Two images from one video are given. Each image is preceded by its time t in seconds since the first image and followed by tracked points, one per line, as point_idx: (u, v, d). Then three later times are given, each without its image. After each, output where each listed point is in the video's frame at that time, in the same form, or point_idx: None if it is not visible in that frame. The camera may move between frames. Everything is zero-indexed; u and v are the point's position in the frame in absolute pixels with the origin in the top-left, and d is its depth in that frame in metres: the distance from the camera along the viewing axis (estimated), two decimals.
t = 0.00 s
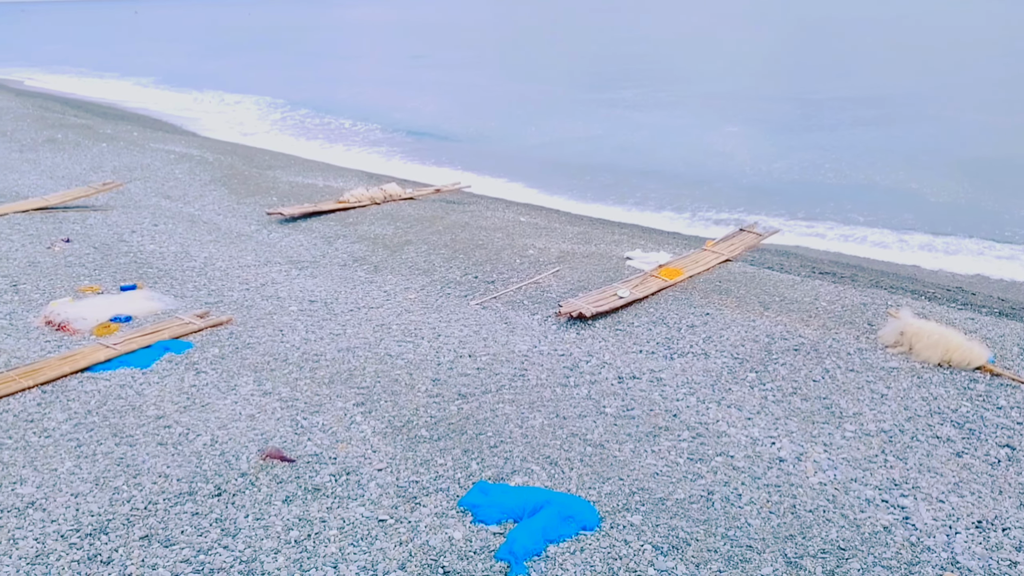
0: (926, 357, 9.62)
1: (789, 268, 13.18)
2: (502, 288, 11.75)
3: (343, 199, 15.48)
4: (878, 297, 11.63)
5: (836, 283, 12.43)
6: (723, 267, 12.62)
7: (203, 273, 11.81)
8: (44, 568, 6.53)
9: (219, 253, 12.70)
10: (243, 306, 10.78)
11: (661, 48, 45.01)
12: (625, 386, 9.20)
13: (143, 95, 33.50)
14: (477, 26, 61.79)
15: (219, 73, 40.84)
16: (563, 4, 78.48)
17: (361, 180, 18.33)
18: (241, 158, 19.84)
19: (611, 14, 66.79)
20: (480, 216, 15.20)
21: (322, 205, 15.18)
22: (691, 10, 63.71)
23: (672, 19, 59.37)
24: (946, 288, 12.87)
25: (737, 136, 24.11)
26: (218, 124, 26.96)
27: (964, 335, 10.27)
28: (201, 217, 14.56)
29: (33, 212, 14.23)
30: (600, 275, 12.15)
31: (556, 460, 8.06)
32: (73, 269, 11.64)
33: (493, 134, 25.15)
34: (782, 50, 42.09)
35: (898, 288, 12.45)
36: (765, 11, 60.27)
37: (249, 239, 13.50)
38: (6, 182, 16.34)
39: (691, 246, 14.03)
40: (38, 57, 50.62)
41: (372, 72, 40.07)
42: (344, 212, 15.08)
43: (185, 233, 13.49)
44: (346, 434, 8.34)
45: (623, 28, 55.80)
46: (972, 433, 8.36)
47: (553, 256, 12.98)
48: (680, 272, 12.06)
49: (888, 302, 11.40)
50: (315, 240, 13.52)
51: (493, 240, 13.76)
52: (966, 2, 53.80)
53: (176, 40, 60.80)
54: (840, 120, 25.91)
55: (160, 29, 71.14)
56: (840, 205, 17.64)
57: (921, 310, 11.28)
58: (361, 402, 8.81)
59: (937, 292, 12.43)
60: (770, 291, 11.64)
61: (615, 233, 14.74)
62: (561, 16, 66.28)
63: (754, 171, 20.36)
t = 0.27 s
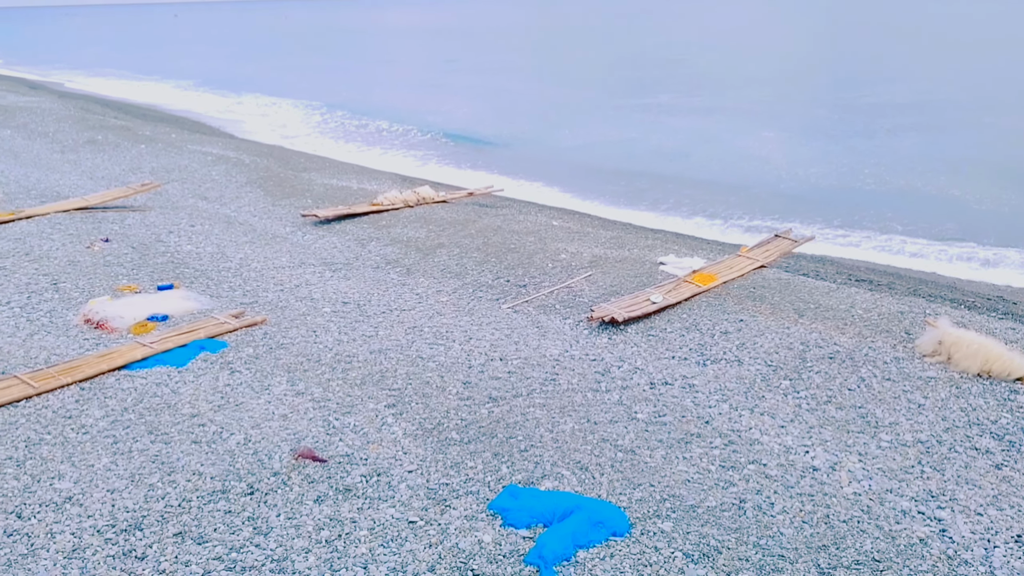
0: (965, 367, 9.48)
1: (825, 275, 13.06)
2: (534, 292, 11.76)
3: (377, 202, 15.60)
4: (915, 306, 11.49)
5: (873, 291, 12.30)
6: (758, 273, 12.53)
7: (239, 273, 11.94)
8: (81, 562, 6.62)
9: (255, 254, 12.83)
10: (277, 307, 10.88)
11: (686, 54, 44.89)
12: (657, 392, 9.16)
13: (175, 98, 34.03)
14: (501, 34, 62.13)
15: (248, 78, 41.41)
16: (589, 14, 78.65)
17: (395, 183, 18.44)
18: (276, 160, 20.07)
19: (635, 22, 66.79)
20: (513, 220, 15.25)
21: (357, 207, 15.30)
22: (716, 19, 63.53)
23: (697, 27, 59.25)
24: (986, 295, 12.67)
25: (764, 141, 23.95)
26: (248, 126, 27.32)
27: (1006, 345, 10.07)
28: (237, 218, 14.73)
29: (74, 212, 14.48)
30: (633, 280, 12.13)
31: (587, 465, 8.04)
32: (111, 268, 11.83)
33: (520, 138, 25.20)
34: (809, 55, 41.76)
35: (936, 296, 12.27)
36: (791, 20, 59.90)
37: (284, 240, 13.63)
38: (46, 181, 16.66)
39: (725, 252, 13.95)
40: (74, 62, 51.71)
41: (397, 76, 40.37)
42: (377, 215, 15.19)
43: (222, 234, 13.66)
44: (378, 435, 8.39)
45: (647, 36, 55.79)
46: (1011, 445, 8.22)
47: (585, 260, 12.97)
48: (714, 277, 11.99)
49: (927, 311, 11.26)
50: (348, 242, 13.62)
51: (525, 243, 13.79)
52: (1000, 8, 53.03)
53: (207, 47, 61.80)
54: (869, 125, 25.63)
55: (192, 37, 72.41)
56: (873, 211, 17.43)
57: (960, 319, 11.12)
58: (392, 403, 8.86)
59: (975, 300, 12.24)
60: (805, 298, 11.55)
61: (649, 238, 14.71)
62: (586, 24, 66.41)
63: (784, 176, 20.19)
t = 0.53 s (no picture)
0: (1003, 378, 9.31)
1: (858, 282, 12.91)
2: (565, 296, 11.75)
3: (408, 205, 15.68)
4: (952, 315, 11.32)
5: (908, 299, 12.13)
6: (791, 279, 12.42)
7: (272, 275, 12.06)
8: (115, 558, 6.68)
9: (288, 255, 12.95)
10: (310, 308, 10.97)
11: (711, 60, 44.72)
12: (688, 399, 9.11)
13: (203, 100, 34.49)
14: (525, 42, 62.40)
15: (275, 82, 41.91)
16: (613, 23, 78.80)
17: (427, 186, 18.51)
18: (310, 163, 20.26)
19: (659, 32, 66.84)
20: (543, 224, 15.25)
21: (388, 209, 15.39)
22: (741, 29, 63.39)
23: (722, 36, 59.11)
24: None
25: (791, 147, 23.76)
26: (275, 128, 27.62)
27: None
28: (271, 220, 14.88)
29: (111, 212, 14.71)
30: (664, 285, 12.08)
31: (617, 471, 8.01)
32: (148, 268, 12.00)
33: (546, 142, 25.24)
34: (835, 61, 41.41)
35: (973, 305, 12.08)
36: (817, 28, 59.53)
37: (317, 242, 13.74)
38: (85, 181, 16.94)
39: (757, 258, 13.84)
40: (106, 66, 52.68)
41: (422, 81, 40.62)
42: (409, 218, 15.27)
43: (255, 236, 13.80)
44: (407, 438, 8.41)
45: (671, 44, 55.73)
46: None
47: (616, 265, 12.94)
48: (747, 284, 11.91)
49: (964, 320, 11.08)
50: (380, 245, 13.71)
51: (556, 247, 13.79)
52: None
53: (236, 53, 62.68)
54: (898, 131, 25.32)
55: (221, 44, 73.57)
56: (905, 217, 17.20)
57: (998, 329, 10.93)
58: (423, 406, 8.88)
59: (1014, 309, 12.02)
60: (839, 306, 11.43)
61: (680, 243, 14.64)
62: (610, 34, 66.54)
63: (813, 182, 20.01)
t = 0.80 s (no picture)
0: None
1: (892, 290, 12.75)
2: (594, 301, 11.73)
3: (438, 209, 15.75)
4: (988, 325, 11.14)
5: (943, 308, 11.96)
6: (824, 287, 12.30)
7: (303, 277, 12.16)
8: (146, 556, 6.73)
9: (319, 258, 13.05)
10: (340, 311, 11.05)
11: (735, 67, 44.52)
12: (718, 406, 9.04)
13: (231, 104, 34.93)
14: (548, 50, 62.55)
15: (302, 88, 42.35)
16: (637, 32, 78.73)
17: (457, 191, 18.55)
18: (341, 167, 20.41)
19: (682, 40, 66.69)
20: (572, 229, 15.25)
21: (418, 213, 15.46)
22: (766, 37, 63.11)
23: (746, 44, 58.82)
24: None
25: (817, 154, 23.56)
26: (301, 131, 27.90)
27: None
28: (303, 223, 15.01)
29: (147, 214, 14.92)
30: (694, 292, 12.01)
31: (645, 478, 7.96)
32: (181, 269, 12.15)
33: (571, 147, 25.25)
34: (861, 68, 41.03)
35: (1010, 314, 11.86)
36: (843, 36, 59.05)
37: (347, 245, 13.84)
38: (120, 184, 17.22)
39: (789, 264, 13.72)
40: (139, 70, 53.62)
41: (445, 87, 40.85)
42: (438, 221, 15.33)
43: (287, 239, 13.94)
44: (435, 441, 8.43)
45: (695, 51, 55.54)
46: None
47: (645, 271, 12.90)
48: (778, 291, 11.81)
49: (1000, 330, 10.90)
50: (409, 249, 13.78)
51: (586, 253, 13.78)
52: None
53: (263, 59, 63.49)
54: (927, 138, 25.01)
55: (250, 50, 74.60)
56: (936, 224, 16.95)
57: None
58: (451, 410, 8.90)
59: None
60: (872, 314, 11.30)
61: (710, 249, 14.56)
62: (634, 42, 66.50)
63: (841, 189, 19.82)
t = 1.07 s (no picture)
0: None
1: (925, 299, 12.57)
2: (622, 308, 11.68)
3: (466, 214, 15.79)
4: None
5: (977, 318, 11.76)
6: (856, 295, 12.16)
7: (332, 281, 12.25)
8: (175, 556, 6.76)
9: (348, 262, 13.14)
10: (368, 315, 11.10)
11: (759, 75, 44.26)
12: (747, 415, 8.96)
13: (258, 109, 35.37)
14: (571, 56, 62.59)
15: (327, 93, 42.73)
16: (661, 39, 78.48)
17: (486, 196, 18.56)
18: (371, 171, 20.54)
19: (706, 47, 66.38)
20: (601, 235, 15.22)
21: (446, 218, 15.52)
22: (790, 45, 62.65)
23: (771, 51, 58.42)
24: None
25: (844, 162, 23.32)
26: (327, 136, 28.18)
27: None
28: (332, 227, 15.13)
29: (179, 218, 15.11)
30: (723, 299, 11.93)
31: (672, 487, 7.89)
32: (213, 272, 12.29)
33: (596, 152, 25.24)
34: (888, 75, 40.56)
35: None
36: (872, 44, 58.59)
37: (376, 250, 13.92)
38: (154, 187, 17.46)
39: (820, 272, 13.59)
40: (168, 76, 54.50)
41: (468, 93, 41.01)
42: (467, 226, 15.37)
43: (317, 242, 14.05)
44: (461, 446, 8.42)
45: (718, 58, 55.26)
46: None
47: (675, 278, 12.84)
48: (809, 299, 11.70)
49: None
50: (438, 253, 13.83)
51: (615, 259, 13.74)
52: None
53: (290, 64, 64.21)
54: (957, 147, 24.65)
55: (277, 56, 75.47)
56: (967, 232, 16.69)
57: None
58: (478, 415, 8.90)
59: None
60: (905, 324, 11.15)
61: (741, 256, 14.46)
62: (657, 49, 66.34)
63: (869, 197, 19.61)
